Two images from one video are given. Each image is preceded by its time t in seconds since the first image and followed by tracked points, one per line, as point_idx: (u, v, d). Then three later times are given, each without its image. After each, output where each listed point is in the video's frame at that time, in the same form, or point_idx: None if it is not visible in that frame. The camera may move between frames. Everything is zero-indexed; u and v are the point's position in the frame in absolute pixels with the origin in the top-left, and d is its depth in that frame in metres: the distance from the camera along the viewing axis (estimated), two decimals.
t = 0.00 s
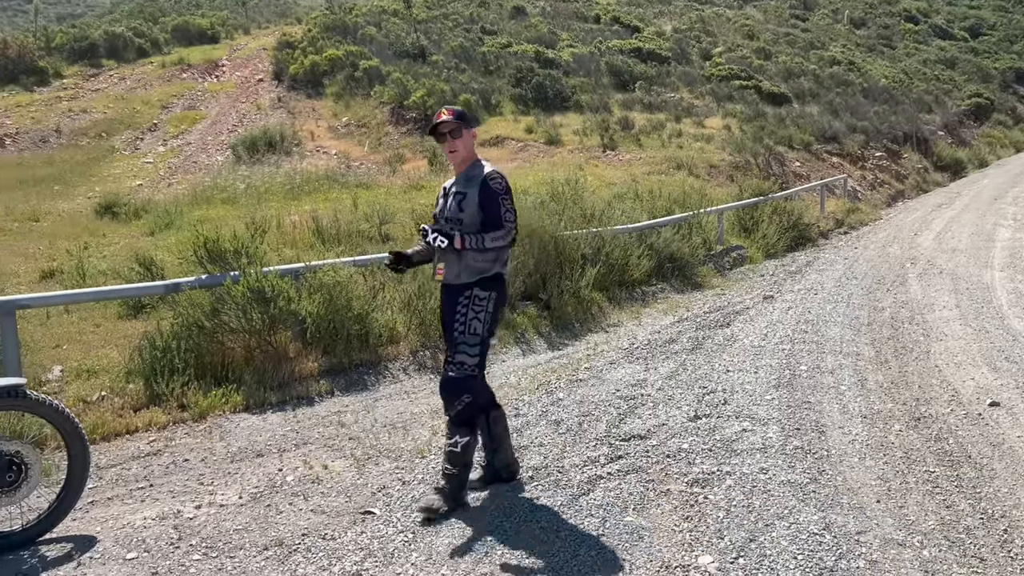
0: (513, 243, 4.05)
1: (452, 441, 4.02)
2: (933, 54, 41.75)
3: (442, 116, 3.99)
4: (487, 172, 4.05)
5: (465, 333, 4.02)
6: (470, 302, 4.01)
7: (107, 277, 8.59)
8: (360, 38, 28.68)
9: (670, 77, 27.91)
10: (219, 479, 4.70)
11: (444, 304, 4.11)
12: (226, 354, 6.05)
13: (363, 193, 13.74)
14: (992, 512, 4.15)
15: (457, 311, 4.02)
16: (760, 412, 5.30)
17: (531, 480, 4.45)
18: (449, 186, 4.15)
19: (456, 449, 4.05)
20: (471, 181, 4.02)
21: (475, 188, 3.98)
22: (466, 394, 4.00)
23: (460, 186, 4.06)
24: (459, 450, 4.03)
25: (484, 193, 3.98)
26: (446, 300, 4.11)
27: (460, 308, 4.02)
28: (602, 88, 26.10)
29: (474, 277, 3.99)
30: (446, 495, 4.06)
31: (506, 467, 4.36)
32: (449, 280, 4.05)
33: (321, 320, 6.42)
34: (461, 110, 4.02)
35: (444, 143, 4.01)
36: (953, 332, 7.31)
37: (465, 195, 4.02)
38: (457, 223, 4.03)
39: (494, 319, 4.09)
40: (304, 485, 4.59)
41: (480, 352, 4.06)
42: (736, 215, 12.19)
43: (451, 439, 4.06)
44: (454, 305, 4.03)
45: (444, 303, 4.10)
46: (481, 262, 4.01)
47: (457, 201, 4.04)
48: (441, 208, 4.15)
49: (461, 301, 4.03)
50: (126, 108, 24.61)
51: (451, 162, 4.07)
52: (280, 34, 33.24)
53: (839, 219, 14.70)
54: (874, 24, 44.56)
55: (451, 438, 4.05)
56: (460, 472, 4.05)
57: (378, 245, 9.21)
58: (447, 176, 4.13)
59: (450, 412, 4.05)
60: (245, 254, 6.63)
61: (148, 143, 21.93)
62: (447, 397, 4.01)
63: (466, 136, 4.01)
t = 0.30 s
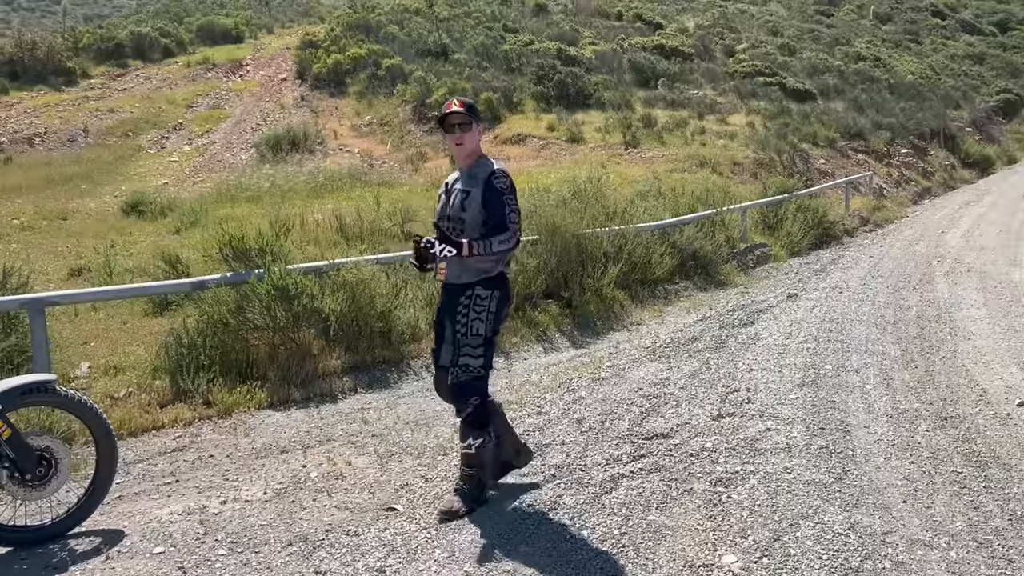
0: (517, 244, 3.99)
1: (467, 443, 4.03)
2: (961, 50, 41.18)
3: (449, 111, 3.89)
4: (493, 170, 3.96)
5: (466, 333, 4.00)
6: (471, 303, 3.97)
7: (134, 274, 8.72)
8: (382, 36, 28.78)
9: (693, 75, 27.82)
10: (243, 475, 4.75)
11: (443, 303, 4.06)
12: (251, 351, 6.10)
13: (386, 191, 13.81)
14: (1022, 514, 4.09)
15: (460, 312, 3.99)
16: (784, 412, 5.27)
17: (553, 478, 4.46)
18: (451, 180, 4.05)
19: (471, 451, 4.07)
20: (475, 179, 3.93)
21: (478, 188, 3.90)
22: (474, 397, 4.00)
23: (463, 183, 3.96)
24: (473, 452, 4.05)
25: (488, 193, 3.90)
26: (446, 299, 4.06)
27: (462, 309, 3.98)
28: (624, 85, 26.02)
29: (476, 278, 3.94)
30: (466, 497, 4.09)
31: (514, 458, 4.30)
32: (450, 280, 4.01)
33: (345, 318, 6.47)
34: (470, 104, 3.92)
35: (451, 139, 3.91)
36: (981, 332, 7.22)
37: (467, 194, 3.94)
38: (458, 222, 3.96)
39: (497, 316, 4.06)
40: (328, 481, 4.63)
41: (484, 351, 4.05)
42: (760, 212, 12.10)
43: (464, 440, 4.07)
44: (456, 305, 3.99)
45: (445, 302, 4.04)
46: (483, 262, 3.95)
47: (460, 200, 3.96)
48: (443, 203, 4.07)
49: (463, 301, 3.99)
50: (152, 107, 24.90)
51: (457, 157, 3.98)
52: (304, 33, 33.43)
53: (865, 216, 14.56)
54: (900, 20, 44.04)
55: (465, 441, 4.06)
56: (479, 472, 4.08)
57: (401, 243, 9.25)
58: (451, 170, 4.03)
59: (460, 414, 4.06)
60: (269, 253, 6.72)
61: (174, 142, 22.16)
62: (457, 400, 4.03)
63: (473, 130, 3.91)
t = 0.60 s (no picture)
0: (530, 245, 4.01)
1: (487, 441, 4.04)
2: (989, 45, 40.58)
3: (460, 111, 3.91)
4: (503, 171, 3.96)
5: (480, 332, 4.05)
6: (485, 302, 4.02)
7: (161, 272, 8.84)
8: (405, 35, 28.83)
9: (716, 72, 27.64)
10: (268, 471, 4.80)
11: (452, 303, 4.06)
12: (275, 348, 6.15)
13: (408, 190, 13.85)
14: None
15: (474, 313, 4.01)
16: (808, 411, 5.24)
17: (576, 477, 4.47)
18: (460, 179, 4.06)
19: (488, 450, 4.08)
20: (486, 179, 3.94)
21: (490, 189, 3.92)
22: (492, 396, 4.03)
23: (473, 182, 3.97)
24: (493, 450, 4.06)
25: (501, 195, 3.92)
26: (456, 300, 4.06)
27: (476, 309, 4.00)
28: (646, 83, 25.91)
29: (491, 278, 3.99)
30: (488, 493, 4.12)
31: (467, 470, 4.34)
32: (463, 280, 4.02)
33: (367, 316, 6.52)
34: (479, 102, 3.94)
35: (462, 138, 3.93)
36: (1009, 331, 7.13)
37: (479, 195, 3.95)
38: (470, 223, 3.98)
39: (508, 315, 4.12)
40: (352, 478, 4.67)
41: (497, 351, 4.09)
42: (784, 211, 12.04)
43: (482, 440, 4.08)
44: (470, 306, 4.00)
45: (456, 303, 4.04)
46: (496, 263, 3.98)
47: (471, 200, 3.97)
48: (451, 203, 4.08)
49: (476, 301, 4.01)
50: (177, 107, 25.16)
51: (466, 155, 3.99)
52: (326, 32, 33.61)
53: (890, 214, 14.40)
54: (927, 15, 43.48)
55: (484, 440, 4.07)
56: (501, 469, 4.11)
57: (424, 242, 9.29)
58: (459, 169, 4.04)
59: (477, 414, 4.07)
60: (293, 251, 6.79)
61: (199, 141, 22.39)
62: (475, 399, 4.03)
63: (482, 130, 3.92)
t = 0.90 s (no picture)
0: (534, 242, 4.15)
1: (502, 440, 4.08)
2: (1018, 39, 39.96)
3: (466, 109, 3.93)
4: (507, 169, 4.06)
5: (489, 330, 4.07)
6: (495, 301, 4.06)
7: (186, 270, 8.94)
8: (426, 34, 28.86)
9: (739, 68, 27.47)
10: (292, 467, 4.85)
11: (457, 303, 4.05)
12: (298, 345, 6.20)
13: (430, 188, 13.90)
14: None
15: (485, 313, 4.04)
16: (833, 410, 5.20)
17: (598, 475, 4.46)
18: (459, 178, 4.05)
19: (503, 447, 4.11)
20: (494, 177, 3.99)
21: (501, 186, 3.99)
22: (503, 394, 4.08)
23: (479, 180, 3.99)
24: (508, 448, 4.09)
25: (511, 192, 4.00)
26: (462, 301, 4.05)
27: (487, 309, 4.03)
28: (668, 80, 25.80)
29: (501, 276, 4.03)
30: (508, 492, 4.13)
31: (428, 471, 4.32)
32: (473, 279, 3.99)
33: (390, 314, 6.54)
34: (480, 102, 4.00)
35: (467, 136, 3.94)
36: None
37: (489, 192, 3.98)
38: (480, 221, 3.99)
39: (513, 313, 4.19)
40: (375, 475, 4.70)
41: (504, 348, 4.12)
42: (809, 208, 11.97)
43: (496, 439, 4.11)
44: (480, 305, 4.01)
45: (463, 304, 4.04)
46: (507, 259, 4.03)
47: (480, 198, 3.98)
48: (452, 201, 4.05)
49: (487, 300, 4.04)
50: (201, 107, 25.40)
51: (469, 154, 4.01)
52: (348, 31, 33.76)
53: (916, 212, 14.23)
54: (954, 10, 42.91)
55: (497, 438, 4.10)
56: (519, 467, 4.12)
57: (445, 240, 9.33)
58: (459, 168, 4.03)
59: (489, 413, 4.10)
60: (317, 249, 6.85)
61: (222, 140, 22.60)
62: (486, 399, 4.06)
63: (486, 128, 3.98)
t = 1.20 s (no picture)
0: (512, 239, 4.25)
1: (508, 433, 4.11)
2: None
3: (445, 112, 3.94)
4: (485, 170, 4.13)
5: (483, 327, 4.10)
6: (485, 298, 4.09)
7: (208, 268, 9.05)
8: (446, 33, 28.91)
9: (761, 65, 27.32)
10: (314, 464, 4.90)
11: (448, 303, 4.03)
12: (320, 344, 6.25)
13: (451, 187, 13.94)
14: None
15: (477, 310, 4.05)
16: (855, 409, 5.17)
17: (619, 474, 4.47)
18: (438, 180, 4.05)
19: (508, 441, 4.14)
20: (475, 178, 4.05)
21: (485, 184, 4.04)
22: (503, 386, 4.11)
23: (462, 181, 4.03)
24: (515, 441, 4.12)
25: (494, 192, 4.08)
26: (453, 300, 4.04)
27: (479, 307, 4.06)
28: (688, 77, 25.68)
29: (490, 272, 4.08)
30: (525, 485, 4.13)
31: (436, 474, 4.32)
32: (464, 277, 4.00)
33: (409, 312, 6.58)
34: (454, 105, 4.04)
35: (448, 138, 3.96)
36: None
37: (473, 193, 4.02)
38: (467, 221, 4.01)
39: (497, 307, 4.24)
40: (395, 472, 4.73)
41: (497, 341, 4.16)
42: (831, 206, 11.93)
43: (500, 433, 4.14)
44: (472, 304, 4.04)
45: (454, 303, 4.03)
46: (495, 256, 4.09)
47: (466, 198, 4.01)
48: (435, 204, 4.02)
49: (478, 297, 4.06)
50: (223, 106, 25.61)
51: (447, 156, 4.02)
52: (368, 31, 33.88)
53: (940, 210, 14.07)
54: (980, 6, 42.37)
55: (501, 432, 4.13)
56: (529, 459, 4.15)
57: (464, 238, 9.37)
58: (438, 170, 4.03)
59: (491, 408, 4.13)
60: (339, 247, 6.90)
61: (244, 139, 22.77)
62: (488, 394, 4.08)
63: (462, 131, 4.03)
